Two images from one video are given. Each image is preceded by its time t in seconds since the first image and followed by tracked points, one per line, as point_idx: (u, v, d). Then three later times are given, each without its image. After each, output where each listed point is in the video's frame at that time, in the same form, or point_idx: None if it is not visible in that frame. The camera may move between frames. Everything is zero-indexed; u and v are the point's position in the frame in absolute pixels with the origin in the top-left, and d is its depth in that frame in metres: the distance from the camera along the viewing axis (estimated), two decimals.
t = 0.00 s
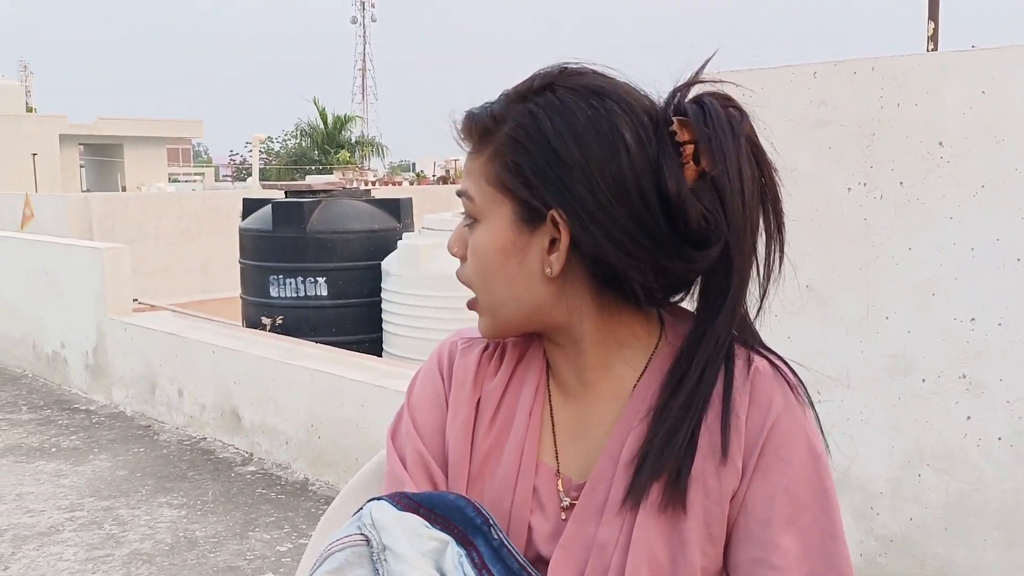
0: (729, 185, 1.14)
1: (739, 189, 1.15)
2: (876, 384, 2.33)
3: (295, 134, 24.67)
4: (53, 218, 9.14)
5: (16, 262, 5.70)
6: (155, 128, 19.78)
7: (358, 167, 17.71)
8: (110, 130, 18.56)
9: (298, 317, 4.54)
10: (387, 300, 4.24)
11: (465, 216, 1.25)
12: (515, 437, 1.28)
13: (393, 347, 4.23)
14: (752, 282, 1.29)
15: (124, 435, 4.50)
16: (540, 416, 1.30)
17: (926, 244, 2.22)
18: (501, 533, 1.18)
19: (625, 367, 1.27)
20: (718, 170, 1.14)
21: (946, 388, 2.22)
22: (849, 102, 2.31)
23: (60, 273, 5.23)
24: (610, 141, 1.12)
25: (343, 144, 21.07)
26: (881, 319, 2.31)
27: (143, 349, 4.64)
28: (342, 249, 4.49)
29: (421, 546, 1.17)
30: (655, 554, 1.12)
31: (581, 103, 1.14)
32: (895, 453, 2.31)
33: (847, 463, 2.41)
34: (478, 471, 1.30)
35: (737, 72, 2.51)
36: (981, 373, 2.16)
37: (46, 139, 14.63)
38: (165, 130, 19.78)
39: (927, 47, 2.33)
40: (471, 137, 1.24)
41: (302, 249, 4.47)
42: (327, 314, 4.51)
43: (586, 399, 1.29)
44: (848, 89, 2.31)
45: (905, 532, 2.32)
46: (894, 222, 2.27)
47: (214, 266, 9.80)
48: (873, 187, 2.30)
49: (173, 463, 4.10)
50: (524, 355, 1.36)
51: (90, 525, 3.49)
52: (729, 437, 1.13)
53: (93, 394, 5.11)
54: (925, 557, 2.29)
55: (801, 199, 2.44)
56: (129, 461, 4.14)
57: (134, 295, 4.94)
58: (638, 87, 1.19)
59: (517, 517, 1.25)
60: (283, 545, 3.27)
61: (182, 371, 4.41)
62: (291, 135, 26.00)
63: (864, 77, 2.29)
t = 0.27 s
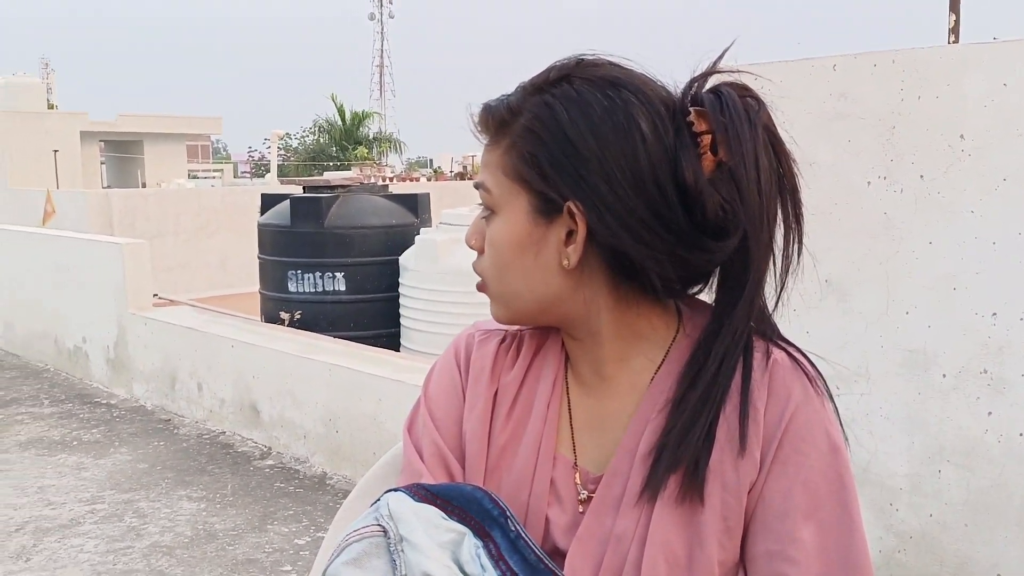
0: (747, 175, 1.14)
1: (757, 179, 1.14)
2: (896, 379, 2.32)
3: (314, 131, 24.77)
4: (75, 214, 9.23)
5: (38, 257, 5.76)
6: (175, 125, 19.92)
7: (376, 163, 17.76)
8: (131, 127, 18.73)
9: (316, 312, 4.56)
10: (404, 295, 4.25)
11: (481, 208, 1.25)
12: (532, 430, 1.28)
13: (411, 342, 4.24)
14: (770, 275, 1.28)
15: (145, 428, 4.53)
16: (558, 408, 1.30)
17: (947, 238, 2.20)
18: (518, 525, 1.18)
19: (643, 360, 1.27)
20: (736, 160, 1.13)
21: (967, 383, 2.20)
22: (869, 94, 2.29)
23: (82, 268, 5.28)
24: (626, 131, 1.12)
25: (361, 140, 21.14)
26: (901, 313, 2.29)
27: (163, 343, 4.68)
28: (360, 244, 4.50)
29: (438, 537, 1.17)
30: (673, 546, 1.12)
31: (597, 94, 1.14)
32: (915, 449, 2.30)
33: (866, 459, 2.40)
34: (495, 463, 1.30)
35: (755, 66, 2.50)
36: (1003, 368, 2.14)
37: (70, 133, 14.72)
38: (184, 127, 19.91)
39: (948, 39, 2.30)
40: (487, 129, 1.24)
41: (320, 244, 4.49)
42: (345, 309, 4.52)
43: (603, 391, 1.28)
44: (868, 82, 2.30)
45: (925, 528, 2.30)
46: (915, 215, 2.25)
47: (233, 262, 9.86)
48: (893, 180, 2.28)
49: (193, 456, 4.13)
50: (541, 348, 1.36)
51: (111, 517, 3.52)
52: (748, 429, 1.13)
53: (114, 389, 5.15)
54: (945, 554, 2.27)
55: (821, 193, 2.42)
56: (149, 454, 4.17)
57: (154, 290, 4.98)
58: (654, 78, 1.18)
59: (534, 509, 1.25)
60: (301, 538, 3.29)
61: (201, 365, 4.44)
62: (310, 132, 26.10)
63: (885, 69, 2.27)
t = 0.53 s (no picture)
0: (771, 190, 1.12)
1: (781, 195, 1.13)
2: (922, 388, 2.29)
3: (332, 133, 24.89)
4: (96, 217, 9.31)
5: (60, 261, 5.81)
6: (195, 128, 20.06)
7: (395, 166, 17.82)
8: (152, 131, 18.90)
9: (335, 316, 4.57)
10: (423, 299, 4.26)
11: (503, 223, 1.24)
12: (553, 443, 1.28)
13: (430, 347, 4.24)
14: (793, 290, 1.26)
15: (166, 432, 4.56)
16: (579, 421, 1.29)
17: (973, 246, 2.17)
18: (539, 539, 1.18)
19: (665, 375, 1.26)
20: (760, 176, 1.12)
21: (994, 393, 2.17)
22: (893, 101, 2.27)
23: (103, 272, 5.32)
24: (649, 146, 1.11)
25: (379, 143, 21.22)
26: (926, 322, 2.27)
27: (184, 348, 4.71)
28: (380, 248, 4.51)
29: (458, 551, 1.16)
30: (695, 563, 1.11)
31: (620, 109, 1.13)
32: (941, 459, 2.27)
33: (891, 469, 2.37)
34: (516, 476, 1.29)
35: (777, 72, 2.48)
36: None
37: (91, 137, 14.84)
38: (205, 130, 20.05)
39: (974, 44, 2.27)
40: (510, 144, 1.24)
41: (340, 248, 4.50)
42: (364, 313, 4.53)
43: (625, 406, 1.27)
44: (893, 88, 2.27)
45: (952, 539, 2.27)
46: (940, 223, 2.22)
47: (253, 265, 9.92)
48: (918, 187, 2.26)
49: (213, 461, 4.15)
50: (562, 361, 1.35)
51: (133, 521, 3.54)
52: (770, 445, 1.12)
53: (135, 392, 5.19)
54: (972, 566, 2.24)
55: (844, 200, 2.40)
56: (170, 458, 4.20)
57: (175, 294, 5.01)
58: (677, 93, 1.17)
59: (555, 523, 1.24)
60: (322, 543, 3.29)
61: (221, 370, 4.46)
62: (328, 134, 26.22)
63: (910, 75, 2.24)
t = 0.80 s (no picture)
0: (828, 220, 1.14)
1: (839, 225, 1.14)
2: (957, 403, 2.26)
3: (363, 141, 25.09)
4: (132, 225, 9.45)
5: (97, 270, 5.91)
6: (229, 137, 20.32)
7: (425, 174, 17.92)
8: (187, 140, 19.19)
9: (366, 325, 4.60)
10: (453, 308, 4.27)
11: (549, 233, 1.23)
12: (586, 459, 1.28)
13: (460, 356, 4.26)
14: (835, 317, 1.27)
15: (199, 439, 4.61)
16: (611, 438, 1.29)
17: (1010, 258, 2.14)
18: (567, 557, 1.17)
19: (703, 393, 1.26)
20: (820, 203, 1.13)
21: None
22: (927, 112, 2.25)
23: (139, 281, 5.40)
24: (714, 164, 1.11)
25: (410, 150, 21.37)
26: (962, 335, 2.24)
27: (216, 356, 4.76)
28: (410, 258, 4.54)
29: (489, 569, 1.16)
30: None
31: (684, 125, 1.13)
32: (978, 475, 2.23)
33: (926, 484, 2.34)
34: (547, 492, 1.29)
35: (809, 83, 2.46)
36: None
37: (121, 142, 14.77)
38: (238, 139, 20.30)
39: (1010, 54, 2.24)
40: (560, 152, 1.22)
41: (370, 257, 4.53)
42: (394, 322, 4.55)
43: (661, 423, 1.27)
44: (927, 98, 2.25)
45: (989, 556, 2.23)
46: (976, 235, 2.19)
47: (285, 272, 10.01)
48: (954, 199, 2.23)
49: (245, 468, 4.18)
50: (592, 377, 1.35)
51: (167, 528, 3.59)
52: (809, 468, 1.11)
53: (169, 399, 5.26)
54: None
55: (878, 211, 2.37)
56: (203, 465, 4.24)
57: (209, 302, 5.06)
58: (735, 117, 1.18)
59: (586, 541, 1.23)
60: (352, 552, 3.31)
61: (253, 378, 4.51)
62: (359, 142, 26.43)
63: (944, 86, 2.21)
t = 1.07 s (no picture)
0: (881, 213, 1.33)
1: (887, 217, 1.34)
2: (984, 401, 2.24)
3: (383, 146, 25.17)
4: (154, 228, 9.53)
5: (120, 271, 5.95)
6: (249, 142, 20.45)
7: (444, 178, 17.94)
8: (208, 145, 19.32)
9: (386, 326, 4.61)
10: (474, 309, 4.28)
11: (644, 223, 1.25)
12: (621, 456, 1.35)
13: (480, 357, 4.26)
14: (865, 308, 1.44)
15: (220, 439, 4.64)
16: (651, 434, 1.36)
17: None
18: (557, 525, 1.29)
19: (755, 388, 1.34)
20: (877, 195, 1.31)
21: None
22: (954, 107, 2.23)
23: (161, 282, 5.44)
24: (824, 158, 1.23)
25: (428, 155, 21.41)
26: (989, 332, 2.23)
27: (238, 356, 4.79)
28: (430, 259, 4.55)
29: (494, 546, 1.29)
30: None
31: (797, 120, 1.24)
32: (1004, 474, 2.21)
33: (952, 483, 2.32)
34: (580, 490, 1.36)
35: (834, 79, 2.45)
36: None
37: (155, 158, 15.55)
38: (258, 144, 20.43)
39: None
40: (659, 138, 1.25)
41: (390, 258, 4.54)
42: (414, 323, 4.56)
43: (714, 420, 1.35)
44: (954, 94, 2.23)
45: (1016, 557, 2.20)
46: (1004, 232, 2.18)
47: (304, 275, 10.05)
48: (981, 195, 2.22)
49: (266, 467, 4.20)
50: (625, 374, 1.44)
51: (188, 525, 3.61)
52: (863, 469, 1.20)
53: (190, 399, 5.29)
54: None
55: (903, 208, 2.36)
56: (224, 464, 4.27)
57: (230, 303, 5.09)
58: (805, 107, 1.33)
59: (621, 542, 1.30)
60: (372, 550, 3.32)
61: (274, 378, 4.53)
62: (378, 147, 26.52)
63: (972, 80, 2.19)
